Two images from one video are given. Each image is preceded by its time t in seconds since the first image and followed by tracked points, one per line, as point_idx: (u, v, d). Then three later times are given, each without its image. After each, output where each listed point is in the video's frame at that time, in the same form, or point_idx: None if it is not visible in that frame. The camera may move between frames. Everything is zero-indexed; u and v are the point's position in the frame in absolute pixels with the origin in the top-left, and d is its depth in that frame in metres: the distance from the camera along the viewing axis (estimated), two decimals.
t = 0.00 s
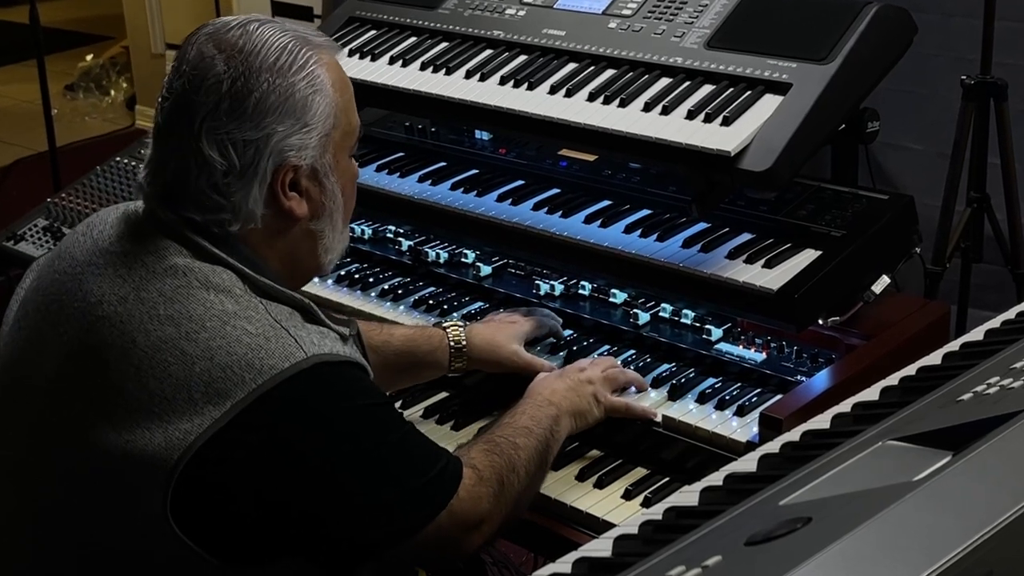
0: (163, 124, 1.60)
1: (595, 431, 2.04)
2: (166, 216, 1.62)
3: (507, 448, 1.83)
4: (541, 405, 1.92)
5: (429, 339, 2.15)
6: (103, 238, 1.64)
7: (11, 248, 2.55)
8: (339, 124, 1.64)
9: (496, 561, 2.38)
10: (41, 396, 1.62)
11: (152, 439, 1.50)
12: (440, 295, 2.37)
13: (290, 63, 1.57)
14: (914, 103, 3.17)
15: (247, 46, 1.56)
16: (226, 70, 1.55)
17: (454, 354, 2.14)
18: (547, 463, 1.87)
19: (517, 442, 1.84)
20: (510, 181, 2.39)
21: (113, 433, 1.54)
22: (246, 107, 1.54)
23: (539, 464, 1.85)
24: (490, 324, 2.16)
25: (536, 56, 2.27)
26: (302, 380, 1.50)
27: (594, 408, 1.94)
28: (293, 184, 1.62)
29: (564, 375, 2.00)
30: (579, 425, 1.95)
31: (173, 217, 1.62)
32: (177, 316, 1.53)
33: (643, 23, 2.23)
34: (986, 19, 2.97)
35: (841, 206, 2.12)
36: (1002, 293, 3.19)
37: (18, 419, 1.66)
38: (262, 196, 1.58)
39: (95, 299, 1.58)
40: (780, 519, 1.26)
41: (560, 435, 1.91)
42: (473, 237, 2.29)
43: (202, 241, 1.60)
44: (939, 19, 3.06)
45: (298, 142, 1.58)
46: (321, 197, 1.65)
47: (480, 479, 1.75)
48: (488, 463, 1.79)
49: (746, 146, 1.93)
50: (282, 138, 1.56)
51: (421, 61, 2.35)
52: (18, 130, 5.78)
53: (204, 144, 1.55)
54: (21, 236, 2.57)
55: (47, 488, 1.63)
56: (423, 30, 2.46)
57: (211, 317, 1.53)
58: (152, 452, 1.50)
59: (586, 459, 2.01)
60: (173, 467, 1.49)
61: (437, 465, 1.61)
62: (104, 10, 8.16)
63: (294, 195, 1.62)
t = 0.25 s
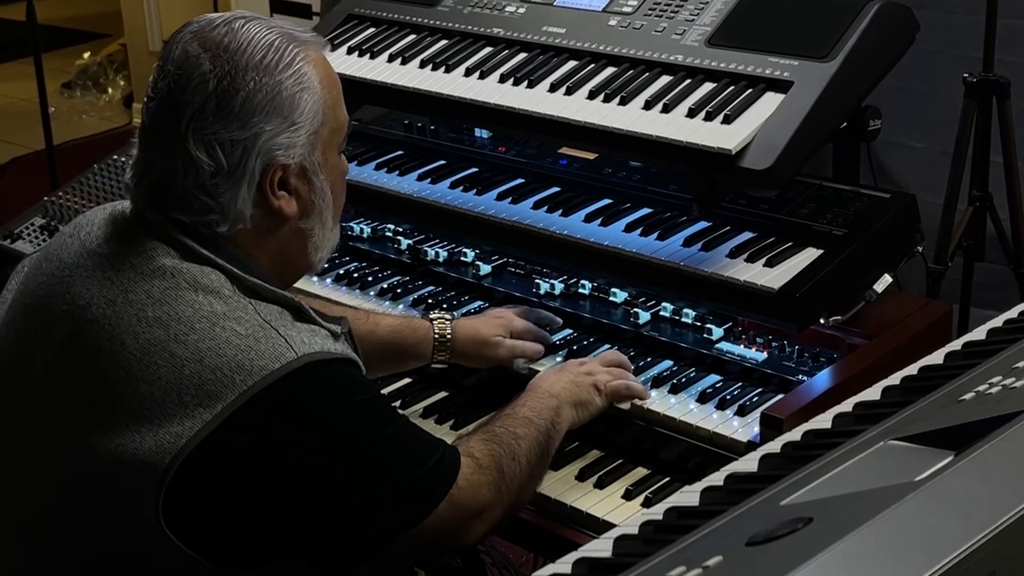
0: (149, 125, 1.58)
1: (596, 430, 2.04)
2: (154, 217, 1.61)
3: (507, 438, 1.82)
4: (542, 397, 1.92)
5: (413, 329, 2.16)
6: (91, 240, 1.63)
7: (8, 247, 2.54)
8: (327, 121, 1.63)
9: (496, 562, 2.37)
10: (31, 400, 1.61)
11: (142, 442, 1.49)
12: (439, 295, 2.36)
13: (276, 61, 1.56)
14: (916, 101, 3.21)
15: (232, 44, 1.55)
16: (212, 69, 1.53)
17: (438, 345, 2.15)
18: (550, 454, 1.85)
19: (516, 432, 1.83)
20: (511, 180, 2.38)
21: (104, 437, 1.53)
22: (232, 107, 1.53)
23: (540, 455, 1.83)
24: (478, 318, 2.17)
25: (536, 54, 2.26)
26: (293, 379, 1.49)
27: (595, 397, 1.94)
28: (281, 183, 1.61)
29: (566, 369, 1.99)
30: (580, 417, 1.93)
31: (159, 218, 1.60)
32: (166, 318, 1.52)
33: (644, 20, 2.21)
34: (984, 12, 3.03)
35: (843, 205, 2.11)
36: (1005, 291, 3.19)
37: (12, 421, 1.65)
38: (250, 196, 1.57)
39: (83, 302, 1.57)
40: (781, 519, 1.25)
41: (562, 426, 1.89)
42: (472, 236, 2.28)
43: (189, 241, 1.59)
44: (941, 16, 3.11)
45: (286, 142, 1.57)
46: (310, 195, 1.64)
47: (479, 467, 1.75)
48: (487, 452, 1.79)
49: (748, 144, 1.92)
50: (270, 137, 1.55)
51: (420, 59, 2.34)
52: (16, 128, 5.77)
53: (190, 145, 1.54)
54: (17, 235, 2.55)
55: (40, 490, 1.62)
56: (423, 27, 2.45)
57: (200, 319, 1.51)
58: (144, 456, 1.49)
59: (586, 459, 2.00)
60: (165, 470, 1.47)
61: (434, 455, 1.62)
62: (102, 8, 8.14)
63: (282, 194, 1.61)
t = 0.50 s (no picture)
0: (131, 117, 1.58)
1: (596, 431, 2.03)
2: (141, 211, 1.59)
3: (501, 438, 1.81)
4: (541, 397, 1.91)
5: (409, 332, 2.14)
6: (78, 238, 1.62)
7: (5, 246, 2.52)
8: (308, 111, 1.63)
9: (495, 562, 2.35)
10: (20, 399, 1.60)
11: (134, 438, 1.48)
12: (439, 294, 2.35)
13: (255, 50, 1.56)
14: (919, 99, 3.20)
15: (210, 34, 1.55)
16: (190, 59, 1.53)
17: (433, 349, 2.14)
18: (547, 455, 1.85)
19: (512, 432, 1.82)
20: (510, 178, 2.36)
21: (94, 434, 1.52)
22: (210, 96, 1.52)
23: (537, 455, 1.83)
24: (475, 323, 2.15)
25: (536, 52, 2.25)
26: (284, 373, 1.48)
27: (595, 398, 1.92)
28: (264, 173, 1.60)
29: (567, 370, 1.98)
30: (580, 418, 1.92)
31: (146, 212, 1.59)
32: (155, 314, 1.51)
33: (644, 18, 2.20)
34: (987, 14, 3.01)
35: (845, 203, 2.09)
36: (1007, 291, 3.18)
37: None
38: (232, 186, 1.57)
39: (71, 300, 1.56)
40: (783, 519, 1.23)
41: (560, 427, 1.88)
42: (471, 234, 2.27)
43: (173, 234, 1.57)
44: (943, 13, 3.11)
45: (266, 130, 1.56)
46: (293, 185, 1.64)
47: (471, 466, 1.75)
48: (480, 451, 1.78)
49: (749, 142, 1.91)
50: (250, 126, 1.54)
51: (419, 57, 2.33)
52: (14, 126, 5.75)
53: (170, 134, 1.53)
54: (15, 233, 2.54)
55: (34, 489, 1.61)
56: (422, 25, 2.44)
57: (190, 314, 1.50)
58: (135, 453, 1.48)
59: (586, 459, 1.99)
60: (157, 467, 1.46)
61: (427, 452, 1.61)
62: (100, 7, 8.12)
63: (265, 184, 1.60)
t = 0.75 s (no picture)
0: (121, 108, 1.57)
1: (596, 430, 2.02)
2: (131, 203, 1.58)
3: (496, 434, 1.80)
4: (540, 394, 1.89)
5: (404, 336, 2.13)
6: (68, 236, 1.61)
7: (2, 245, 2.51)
8: (298, 106, 1.62)
9: (494, 563, 2.34)
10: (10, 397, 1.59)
11: (124, 435, 1.47)
12: (438, 292, 2.34)
13: (245, 42, 1.55)
14: (922, 97, 3.19)
15: (201, 25, 1.54)
16: (180, 49, 1.52)
17: (430, 354, 2.13)
18: (542, 451, 1.84)
19: (508, 428, 1.82)
20: (510, 177, 2.35)
21: (83, 432, 1.51)
22: (198, 85, 1.51)
23: (533, 451, 1.82)
24: (473, 327, 2.12)
25: (536, 50, 2.24)
26: (274, 369, 1.46)
27: (595, 397, 1.91)
28: (252, 166, 1.59)
29: (568, 369, 1.96)
30: (579, 416, 1.91)
31: (136, 206, 1.58)
32: (145, 310, 1.50)
33: (645, 15, 2.19)
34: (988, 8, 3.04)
35: (846, 202, 2.08)
36: (1010, 290, 3.17)
37: None
38: (220, 177, 1.55)
39: (62, 297, 1.55)
40: (783, 520, 1.22)
41: (558, 424, 1.88)
42: (470, 233, 2.26)
43: (159, 226, 1.57)
44: (945, 10, 3.11)
45: (255, 122, 1.55)
46: (281, 180, 1.62)
47: (464, 462, 1.73)
48: (475, 448, 1.77)
49: (749, 140, 1.90)
50: (238, 117, 1.53)
51: (418, 55, 2.31)
52: (12, 125, 5.74)
53: (158, 123, 1.52)
54: (12, 232, 2.53)
55: (28, 488, 1.59)
56: (421, 22, 2.43)
57: (179, 310, 1.49)
58: (125, 449, 1.46)
59: (586, 459, 1.98)
60: (147, 463, 1.45)
61: (417, 450, 1.59)
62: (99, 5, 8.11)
63: (252, 176, 1.59)
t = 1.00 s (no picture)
0: (127, 105, 1.56)
1: (596, 431, 2.01)
2: (134, 203, 1.57)
3: (497, 440, 1.79)
4: (541, 399, 1.88)
5: (403, 343, 2.11)
6: (70, 234, 1.60)
7: None
8: (304, 108, 1.61)
9: (494, 564, 2.33)
10: (10, 396, 1.58)
11: (124, 434, 1.46)
12: (438, 291, 2.33)
13: (253, 42, 1.54)
14: (923, 95, 3.18)
15: (210, 24, 1.53)
16: (188, 47, 1.51)
17: (428, 361, 2.10)
18: (544, 458, 1.83)
19: (509, 434, 1.80)
20: (510, 175, 2.33)
21: (84, 431, 1.50)
22: (207, 83, 1.51)
23: (534, 458, 1.81)
24: (468, 331, 2.11)
25: (535, 47, 2.23)
26: (275, 371, 1.46)
27: (597, 403, 1.90)
28: (257, 166, 1.58)
29: (569, 372, 1.95)
30: (580, 421, 1.90)
31: (139, 204, 1.57)
32: (147, 309, 1.49)
33: (645, 13, 2.18)
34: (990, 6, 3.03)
35: (847, 201, 2.07)
36: (1012, 289, 3.16)
37: None
38: (224, 176, 1.54)
39: (63, 295, 1.54)
40: (785, 520, 1.21)
41: (559, 430, 1.86)
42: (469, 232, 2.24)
43: (161, 223, 1.55)
44: (947, 8, 3.09)
45: (261, 122, 1.54)
46: (286, 182, 1.61)
47: (465, 469, 1.73)
48: (476, 454, 1.76)
49: (750, 138, 1.89)
50: (244, 117, 1.52)
51: (418, 52, 2.30)
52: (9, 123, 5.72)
53: (164, 121, 1.51)
54: (8, 231, 2.52)
55: (26, 487, 1.58)
56: (421, 20, 2.41)
57: (181, 309, 1.48)
58: (125, 448, 1.45)
59: (586, 459, 1.97)
60: (146, 463, 1.44)
61: (420, 453, 1.59)
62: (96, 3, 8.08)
63: (257, 177, 1.58)
